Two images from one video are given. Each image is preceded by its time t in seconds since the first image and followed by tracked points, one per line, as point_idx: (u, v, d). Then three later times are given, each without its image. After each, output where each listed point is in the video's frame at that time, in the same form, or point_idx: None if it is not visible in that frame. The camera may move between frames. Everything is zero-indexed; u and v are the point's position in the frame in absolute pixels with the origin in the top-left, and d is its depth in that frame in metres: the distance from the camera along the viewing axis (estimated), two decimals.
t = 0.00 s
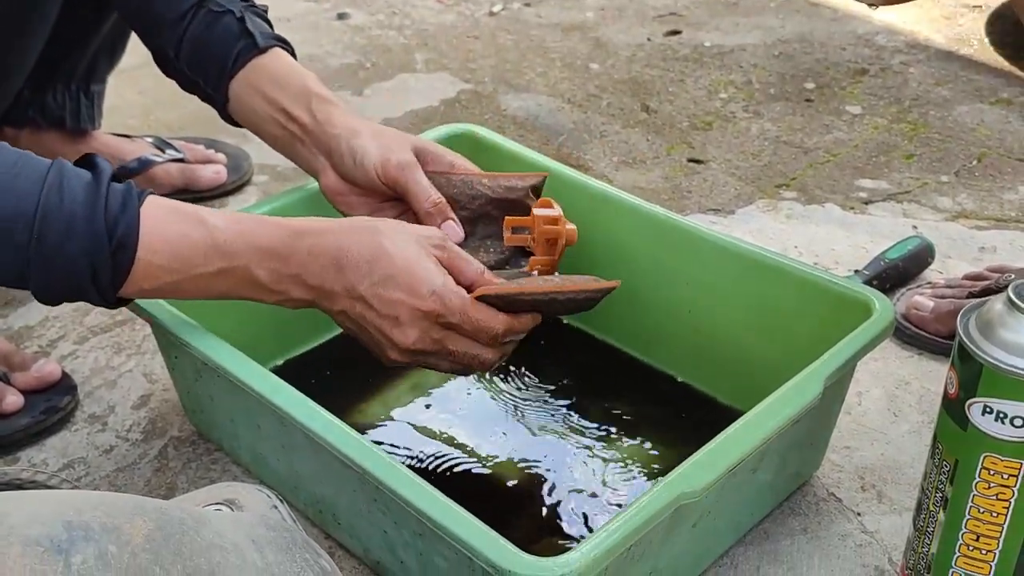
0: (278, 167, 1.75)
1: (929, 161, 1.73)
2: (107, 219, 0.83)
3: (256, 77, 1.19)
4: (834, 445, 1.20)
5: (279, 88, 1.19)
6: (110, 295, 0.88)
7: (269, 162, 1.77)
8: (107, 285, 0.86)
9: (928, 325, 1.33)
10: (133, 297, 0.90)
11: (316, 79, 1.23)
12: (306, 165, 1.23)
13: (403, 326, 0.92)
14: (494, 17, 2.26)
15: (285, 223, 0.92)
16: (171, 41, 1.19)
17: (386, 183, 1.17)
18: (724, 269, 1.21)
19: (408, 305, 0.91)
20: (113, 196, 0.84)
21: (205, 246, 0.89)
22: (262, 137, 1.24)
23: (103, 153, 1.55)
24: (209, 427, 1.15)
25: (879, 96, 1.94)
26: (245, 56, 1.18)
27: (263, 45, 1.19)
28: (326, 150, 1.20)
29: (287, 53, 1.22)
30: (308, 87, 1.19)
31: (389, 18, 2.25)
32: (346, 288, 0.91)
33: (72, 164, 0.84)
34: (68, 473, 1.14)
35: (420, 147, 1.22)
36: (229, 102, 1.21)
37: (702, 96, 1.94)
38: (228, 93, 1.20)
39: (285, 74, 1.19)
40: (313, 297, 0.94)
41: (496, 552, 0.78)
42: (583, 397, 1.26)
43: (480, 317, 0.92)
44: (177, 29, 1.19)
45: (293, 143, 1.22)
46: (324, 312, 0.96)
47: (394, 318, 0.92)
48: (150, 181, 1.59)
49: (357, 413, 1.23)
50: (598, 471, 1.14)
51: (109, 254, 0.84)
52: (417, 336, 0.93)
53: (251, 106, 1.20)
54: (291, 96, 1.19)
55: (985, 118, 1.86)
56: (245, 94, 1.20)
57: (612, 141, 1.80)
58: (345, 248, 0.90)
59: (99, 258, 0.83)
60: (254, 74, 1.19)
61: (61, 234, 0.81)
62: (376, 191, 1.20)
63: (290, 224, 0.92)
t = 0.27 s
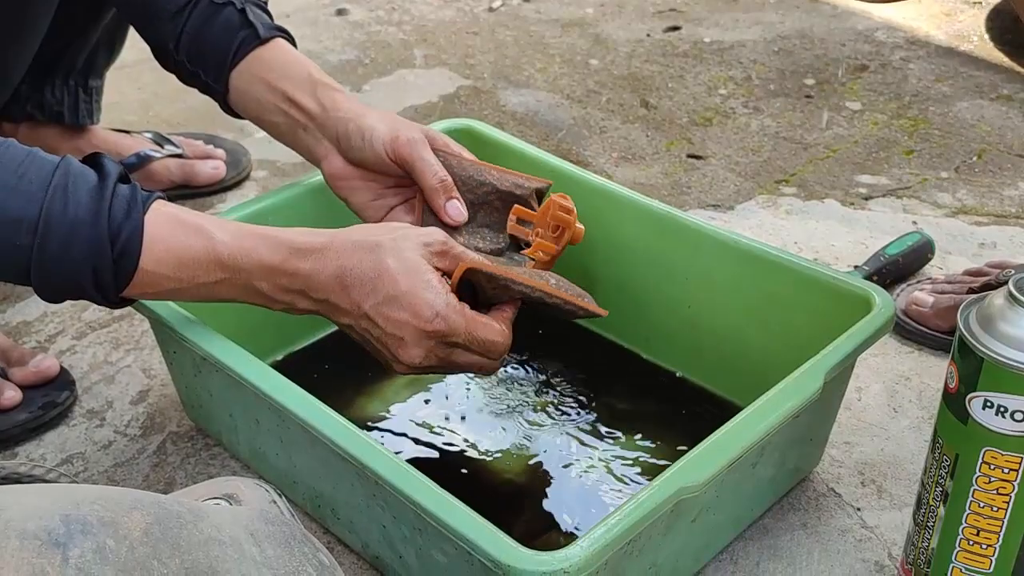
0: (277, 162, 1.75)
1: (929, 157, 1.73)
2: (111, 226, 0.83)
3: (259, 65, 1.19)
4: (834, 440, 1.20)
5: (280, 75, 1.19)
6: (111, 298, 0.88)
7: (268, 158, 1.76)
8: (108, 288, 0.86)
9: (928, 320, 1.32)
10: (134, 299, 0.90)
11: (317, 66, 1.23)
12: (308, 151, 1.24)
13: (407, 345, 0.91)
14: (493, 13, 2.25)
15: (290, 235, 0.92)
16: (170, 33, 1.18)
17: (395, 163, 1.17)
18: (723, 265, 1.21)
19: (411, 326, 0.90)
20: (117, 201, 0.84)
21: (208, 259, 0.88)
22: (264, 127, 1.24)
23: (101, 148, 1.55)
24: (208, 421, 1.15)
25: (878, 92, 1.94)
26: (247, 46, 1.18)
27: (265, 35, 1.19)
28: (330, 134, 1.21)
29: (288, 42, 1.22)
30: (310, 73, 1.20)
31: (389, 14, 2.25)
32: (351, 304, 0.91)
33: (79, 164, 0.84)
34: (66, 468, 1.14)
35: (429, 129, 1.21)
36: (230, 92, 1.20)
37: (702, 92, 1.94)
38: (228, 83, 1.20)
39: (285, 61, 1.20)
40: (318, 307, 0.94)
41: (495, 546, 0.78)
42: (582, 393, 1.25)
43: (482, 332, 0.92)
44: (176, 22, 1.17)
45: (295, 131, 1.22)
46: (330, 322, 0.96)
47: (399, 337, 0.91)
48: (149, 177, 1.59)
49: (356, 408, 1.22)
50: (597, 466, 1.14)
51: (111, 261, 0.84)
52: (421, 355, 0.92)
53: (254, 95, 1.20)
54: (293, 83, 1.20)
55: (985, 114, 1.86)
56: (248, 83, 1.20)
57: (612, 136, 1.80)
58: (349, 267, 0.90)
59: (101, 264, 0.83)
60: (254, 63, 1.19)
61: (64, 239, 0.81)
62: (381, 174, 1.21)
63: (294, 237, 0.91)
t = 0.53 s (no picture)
0: (277, 160, 1.75)
1: (930, 156, 1.73)
2: (89, 231, 0.83)
3: (255, 62, 1.19)
4: (834, 438, 1.20)
5: (276, 73, 1.19)
6: (91, 304, 0.87)
7: (268, 156, 1.76)
8: (86, 295, 0.85)
9: (928, 318, 1.32)
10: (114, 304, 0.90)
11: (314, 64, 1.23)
12: (303, 149, 1.24)
13: (401, 341, 0.93)
14: (493, 11, 2.25)
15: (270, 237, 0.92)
16: (169, 31, 1.18)
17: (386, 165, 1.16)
18: (723, 264, 1.21)
19: (403, 321, 0.91)
20: (96, 208, 0.84)
21: (188, 264, 0.89)
22: (259, 124, 1.24)
23: (101, 146, 1.55)
24: (208, 419, 1.15)
25: (878, 90, 1.94)
26: (244, 44, 1.18)
27: (263, 33, 1.19)
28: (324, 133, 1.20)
29: (285, 40, 1.22)
30: (306, 70, 1.20)
31: (388, 12, 2.25)
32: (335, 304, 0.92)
33: (60, 168, 0.84)
34: (66, 466, 1.14)
35: (422, 132, 1.20)
36: (228, 89, 1.20)
37: (702, 90, 1.94)
38: (226, 80, 1.19)
39: (282, 59, 1.19)
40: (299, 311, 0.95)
41: (495, 544, 0.78)
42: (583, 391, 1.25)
43: (478, 318, 0.94)
44: (175, 18, 1.18)
45: (291, 128, 1.22)
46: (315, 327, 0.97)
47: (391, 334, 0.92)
48: (150, 174, 1.59)
49: (356, 406, 1.22)
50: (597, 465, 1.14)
51: (88, 268, 0.83)
52: (416, 349, 0.94)
53: (250, 92, 1.20)
54: (290, 80, 1.19)
55: (985, 112, 1.86)
56: (244, 79, 1.19)
57: (612, 134, 1.80)
58: (333, 267, 0.90)
59: (77, 271, 0.83)
60: (251, 60, 1.19)
61: (40, 245, 0.81)
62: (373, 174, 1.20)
63: (274, 240, 0.91)
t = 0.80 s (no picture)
0: (277, 159, 1.75)
1: (929, 155, 1.73)
2: (84, 241, 0.83)
3: (264, 60, 1.19)
4: (833, 437, 1.20)
5: (286, 71, 1.19)
6: (87, 313, 0.88)
7: (268, 155, 1.76)
8: (81, 303, 0.86)
9: (928, 318, 1.32)
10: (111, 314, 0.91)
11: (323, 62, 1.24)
12: (312, 147, 1.24)
13: (410, 360, 0.93)
14: (493, 10, 2.25)
15: (274, 256, 0.91)
16: (175, 29, 1.18)
17: (396, 163, 1.17)
18: (722, 265, 1.21)
19: (412, 343, 0.90)
20: (92, 217, 0.84)
21: (185, 279, 0.89)
22: (268, 122, 1.24)
23: (101, 145, 1.55)
24: (208, 418, 1.15)
25: (878, 89, 1.94)
26: (251, 42, 1.18)
27: (269, 31, 1.19)
28: (333, 130, 1.21)
29: (292, 38, 1.22)
30: (317, 68, 1.20)
31: (389, 11, 2.24)
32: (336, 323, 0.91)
33: (57, 177, 0.84)
34: (66, 465, 1.14)
35: (431, 131, 1.20)
36: (234, 87, 1.20)
37: (702, 89, 1.94)
38: (233, 77, 1.20)
39: (292, 56, 1.20)
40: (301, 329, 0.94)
41: (494, 543, 0.78)
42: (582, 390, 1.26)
43: (485, 331, 0.94)
44: (181, 16, 1.18)
45: (301, 126, 1.22)
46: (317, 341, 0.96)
47: (397, 352, 0.92)
48: (150, 173, 1.59)
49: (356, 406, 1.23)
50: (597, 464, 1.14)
51: (83, 277, 0.84)
52: (425, 367, 0.94)
53: (258, 90, 1.20)
54: (299, 78, 1.20)
55: (985, 112, 1.86)
56: (252, 77, 1.20)
57: (612, 134, 1.80)
58: (334, 290, 0.89)
59: (71, 279, 0.83)
60: (259, 58, 1.19)
61: (34, 254, 0.81)
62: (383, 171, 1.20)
63: (277, 258, 0.90)
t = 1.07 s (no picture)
0: (277, 158, 1.75)
1: (929, 155, 1.73)
2: (106, 239, 0.83)
3: (263, 63, 1.19)
4: (833, 436, 1.20)
5: (285, 73, 1.20)
6: (105, 312, 0.88)
7: (268, 154, 1.76)
8: (101, 301, 0.86)
9: (928, 316, 1.33)
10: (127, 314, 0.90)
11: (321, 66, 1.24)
12: (308, 149, 1.24)
13: (415, 363, 0.92)
14: (493, 9, 2.25)
15: (292, 255, 0.92)
16: (175, 30, 1.18)
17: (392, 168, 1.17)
18: (723, 264, 1.21)
19: (419, 343, 0.90)
20: (114, 215, 0.84)
21: (203, 273, 0.90)
22: (265, 124, 1.24)
23: (101, 144, 1.55)
24: (209, 417, 1.15)
25: (878, 89, 1.94)
26: (250, 44, 1.18)
27: (269, 34, 1.20)
28: (330, 133, 1.21)
29: (291, 41, 1.22)
30: (316, 72, 1.20)
31: (389, 10, 2.24)
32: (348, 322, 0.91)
33: (77, 176, 0.84)
34: (67, 463, 1.14)
35: (427, 138, 1.21)
36: (233, 88, 1.20)
37: (702, 89, 1.94)
38: (232, 79, 1.20)
39: (291, 59, 1.20)
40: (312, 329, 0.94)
41: (495, 541, 0.78)
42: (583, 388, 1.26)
43: (492, 344, 0.93)
44: (181, 17, 1.18)
45: (298, 128, 1.22)
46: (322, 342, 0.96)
47: (402, 354, 0.91)
48: (150, 172, 1.59)
49: (356, 404, 1.23)
50: (597, 463, 1.14)
51: (105, 274, 0.84)
52: (429, 372, 0.93)
53: (257, 92, 1.20)
54: (298, 81, 1.20)
55: (985, 111, 1.86)
56: (252, 79, 1.20)
57: (612, 133, 1.80)
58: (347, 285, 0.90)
59: (94, 276, 0.83)
60: (259, 60, 1.19)
61: (59, 251, 0.81)
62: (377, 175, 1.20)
63: (294, 257, 0.92)
